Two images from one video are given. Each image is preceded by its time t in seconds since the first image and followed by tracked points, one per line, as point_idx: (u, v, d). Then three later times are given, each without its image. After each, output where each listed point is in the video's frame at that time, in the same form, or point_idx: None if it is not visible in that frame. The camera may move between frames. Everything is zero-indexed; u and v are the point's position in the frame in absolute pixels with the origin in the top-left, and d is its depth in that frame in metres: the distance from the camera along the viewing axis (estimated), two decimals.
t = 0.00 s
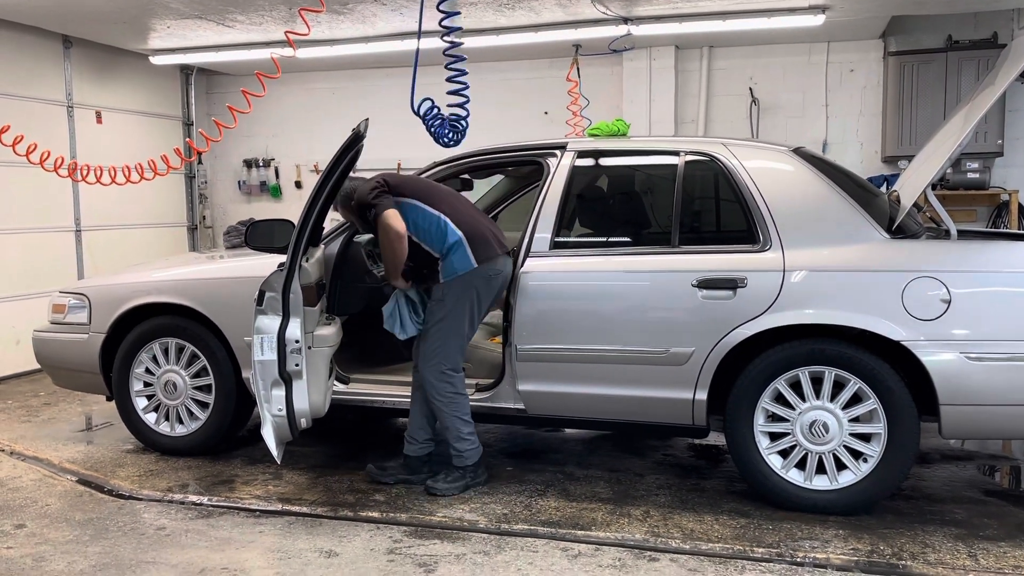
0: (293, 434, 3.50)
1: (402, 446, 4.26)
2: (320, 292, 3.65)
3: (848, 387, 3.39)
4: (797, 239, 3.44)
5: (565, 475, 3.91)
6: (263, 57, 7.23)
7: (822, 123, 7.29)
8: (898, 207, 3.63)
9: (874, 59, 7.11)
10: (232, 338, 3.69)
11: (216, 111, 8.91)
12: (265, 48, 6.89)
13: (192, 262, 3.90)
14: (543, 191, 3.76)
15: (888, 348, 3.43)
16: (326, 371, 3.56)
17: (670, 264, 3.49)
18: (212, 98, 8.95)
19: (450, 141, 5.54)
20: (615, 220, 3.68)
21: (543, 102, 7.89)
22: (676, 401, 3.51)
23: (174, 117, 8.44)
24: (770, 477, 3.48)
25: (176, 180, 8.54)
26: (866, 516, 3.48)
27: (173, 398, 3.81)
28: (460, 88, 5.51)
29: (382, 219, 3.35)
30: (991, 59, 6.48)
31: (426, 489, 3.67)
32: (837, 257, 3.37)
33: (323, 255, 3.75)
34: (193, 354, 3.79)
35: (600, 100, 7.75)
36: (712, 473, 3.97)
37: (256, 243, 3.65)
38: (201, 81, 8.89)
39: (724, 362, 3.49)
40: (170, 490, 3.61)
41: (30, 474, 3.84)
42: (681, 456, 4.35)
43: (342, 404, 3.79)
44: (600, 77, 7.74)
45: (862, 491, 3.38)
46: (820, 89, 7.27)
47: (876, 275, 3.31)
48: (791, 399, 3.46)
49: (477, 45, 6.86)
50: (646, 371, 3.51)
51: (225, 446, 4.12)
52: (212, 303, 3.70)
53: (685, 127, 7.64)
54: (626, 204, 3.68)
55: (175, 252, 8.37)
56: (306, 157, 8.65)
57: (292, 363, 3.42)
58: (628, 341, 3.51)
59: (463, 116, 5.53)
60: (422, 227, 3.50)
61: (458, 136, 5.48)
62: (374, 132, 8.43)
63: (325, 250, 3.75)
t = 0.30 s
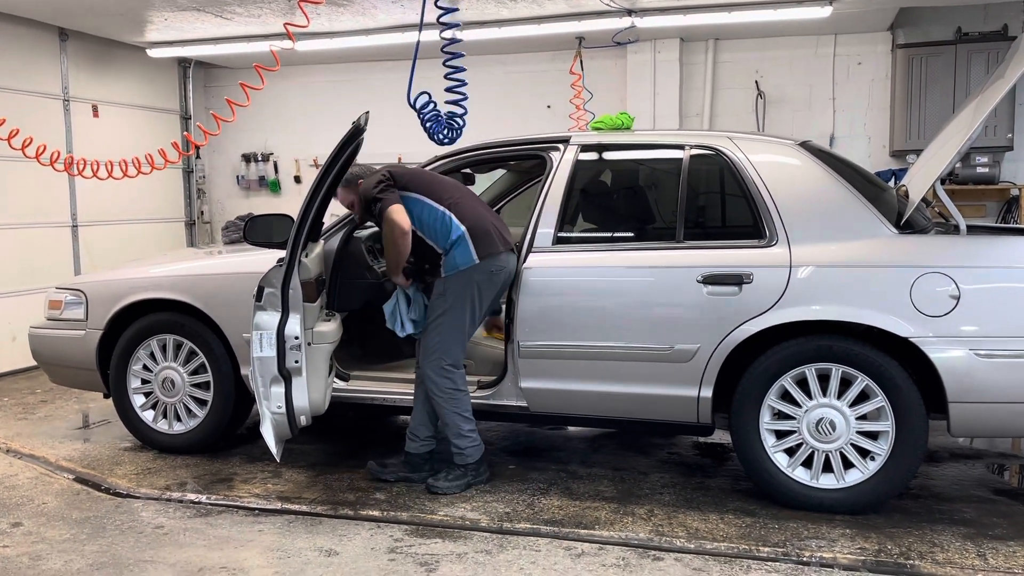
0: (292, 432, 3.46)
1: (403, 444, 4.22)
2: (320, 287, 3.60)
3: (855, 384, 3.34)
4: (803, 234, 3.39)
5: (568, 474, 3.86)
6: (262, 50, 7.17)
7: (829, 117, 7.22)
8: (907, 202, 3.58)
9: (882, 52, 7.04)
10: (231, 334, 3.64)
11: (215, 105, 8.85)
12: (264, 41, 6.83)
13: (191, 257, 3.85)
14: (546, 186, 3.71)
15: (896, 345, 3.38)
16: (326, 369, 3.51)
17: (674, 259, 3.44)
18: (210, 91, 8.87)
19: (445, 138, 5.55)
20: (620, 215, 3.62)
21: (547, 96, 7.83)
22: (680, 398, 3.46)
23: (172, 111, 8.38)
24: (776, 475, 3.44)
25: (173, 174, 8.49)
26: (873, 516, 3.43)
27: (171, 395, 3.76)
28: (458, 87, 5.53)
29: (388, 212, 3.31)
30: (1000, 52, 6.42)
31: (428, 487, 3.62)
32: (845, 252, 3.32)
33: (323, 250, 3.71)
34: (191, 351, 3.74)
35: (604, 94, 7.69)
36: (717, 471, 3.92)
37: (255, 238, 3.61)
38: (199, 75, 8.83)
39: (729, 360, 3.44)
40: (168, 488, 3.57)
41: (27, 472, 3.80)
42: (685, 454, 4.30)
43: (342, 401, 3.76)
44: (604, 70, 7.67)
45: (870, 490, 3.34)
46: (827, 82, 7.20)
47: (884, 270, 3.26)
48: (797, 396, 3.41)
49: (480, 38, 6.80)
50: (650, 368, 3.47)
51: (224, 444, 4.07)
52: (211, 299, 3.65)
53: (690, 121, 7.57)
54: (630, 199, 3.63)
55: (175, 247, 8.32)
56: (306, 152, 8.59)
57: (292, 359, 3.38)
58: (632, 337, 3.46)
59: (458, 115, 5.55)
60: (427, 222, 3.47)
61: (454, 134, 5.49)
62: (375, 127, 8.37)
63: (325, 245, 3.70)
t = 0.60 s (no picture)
0: (293, 430, 3.45)
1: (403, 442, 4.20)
2: (320, 284, 3.58)
3: (859, 382, 3.33)
4: (806, 231, 3.37)
5: (570, 472, 3.84)
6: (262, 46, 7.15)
7: (833, 113, 7.20)
8: (911, 198, 3.55)
9: (886, 48, 7.01)
10: (231, 332, 3.63)
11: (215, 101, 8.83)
12: (264, 37, 6.81)
13: (191, 254, 3.84)
14: (548, 182, 3.68)
15: (899, 342, 3.36)
16: (326, 366, 3.49)
17: (677, 256, 3.42)
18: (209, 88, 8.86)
19: (433, 133, 5.53)
20: (622, 212, 3.60)
21: (548, 92, 7.81)
22: (683, 396, 3.45)
23: (171, 108, 8.36)
24: (779, 473, 3.42)
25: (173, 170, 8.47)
26: (877, 514, 3.41)
27: (171, 393, 3.75)
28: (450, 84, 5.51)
29: (422, 197, 3.26)
30: (1005, 48, 6.41)
31: (429, 485, 3.61)
32: (848, 249, 3.30)
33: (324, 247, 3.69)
34: (191, 348, 3.72)
35: (606, 90, 7.66)
36: (720, 470, 3.90)
37: (255, 235, 3.60)
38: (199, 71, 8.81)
39: (732, 357, 3.42)
40: (168, 486, 3.55)
41: (27, 470, 3.79)
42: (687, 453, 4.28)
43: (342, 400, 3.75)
44: (607, 66, 7.64)
45: (874, 488, 3.32)
46: (831, 79, 7.18)
47: (888, 268, 3.24)
48: (800, 394, 3.39)
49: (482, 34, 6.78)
50: (653, 366, 3.45)
51: (224, 442, 4.06)
52: (211, 296, 3.63)
53: (693, 118, 7.54)
54: (632, 196, 3.61)
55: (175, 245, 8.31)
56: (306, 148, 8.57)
57: (293, 357, 3.36)
58: (634, 335, 3.44)
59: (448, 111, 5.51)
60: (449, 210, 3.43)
61: (442, 129, 5.46)
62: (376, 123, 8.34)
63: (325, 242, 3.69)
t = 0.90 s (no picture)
0: (292, 429, 3.43)
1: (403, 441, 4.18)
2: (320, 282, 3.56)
3: (861, 381, 3.30)
4: (809, 229, 3.34)
5: (570, 471, 3.82)
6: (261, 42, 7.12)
7: (835, 111, 7.17)
8: (915, 196, 3.53)
9: (889, 45, 6.98)
10: (230, 331, 3.60)
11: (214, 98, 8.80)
12: (263, 33, 6.78)
13: (189, 252, 3.81)
14: (548, 180, 3.66)
15: (902, 341, 3.34)
16: (325, 365, 3.47)
17: (678, 255, 3.40)
18: (208, 85, 8.85)
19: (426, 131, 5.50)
20: (623, 210, 3.58)
21: (549, 89, 7.79)
22: (685, 396, 3.42)
23: (169, 105, 8.33)
24: (781, 473, 3.40)
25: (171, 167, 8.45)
26: (879, 514, 3.39)
27: (169, 392, 3.73)
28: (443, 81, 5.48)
29: (466, 206, 3.27)
30: (1009, 45, 6.39)
31: (429, 485, 3.58)
32: (851, 247, 3.28)
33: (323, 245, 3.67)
34: (190, 347, 3.70)
35: (607, 87, 7.64)
36: (721, 469, 3.88)
37: (254, 233, 3.59)
38: (198, 68, 8.80)
39: (733, 357, 3.40)
40: (166, 486, 3.53)
41: (24, 469, 3.77)
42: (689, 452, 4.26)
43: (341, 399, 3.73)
44: (608, 63, 7.62)
45: (876, 487, 3.30)
46: (833, 76, 7.14)
47: (891, 266, 3.22)
48: (802, 393, 3.37)
49: (482, 30, 6.75)
50: (654, 366, 3.43)
51: (223, 442, 4.04)
52: (210, 295, 3.61)
53: (694, 115, 7.51)
54: (633, 194, 3.58)
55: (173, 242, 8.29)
56: (304, 145, 8.55)
57: (291, 356, 3.35)
58: (634, 334, 3.42)
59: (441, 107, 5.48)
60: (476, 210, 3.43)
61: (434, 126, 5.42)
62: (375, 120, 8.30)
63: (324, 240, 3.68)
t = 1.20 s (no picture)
0: (285, 432, 3.34)
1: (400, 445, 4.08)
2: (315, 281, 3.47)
3: (870, 383, 3.22)
4: (817, 226, 3.26)
5: (572, 476, 3.73)
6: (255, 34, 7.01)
7: (844, 105, 7.07)
8: (925, 193, 3.44)
9: (900, 37, 6.88)
10: (222, 331, 3.51)
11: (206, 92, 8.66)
12: (257, 26, 6.68)
13: (179, 251, 3.71)
14: (549, 177, 3.57)
15: (912, 341, 3.25)
16: (320, 367, 3.38)
17: (683, 253, 3.31)
18: (200, 79, 8.69)
19: (435, 124, 5.41)
20: (625, 207, 3.49)
21: (550, 83, 7.69)
22: (690, 398, 3.33)
23: (160, 99, 8.23)
24: (788, 478, 3.31)
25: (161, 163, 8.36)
26: (889, 519, 3.30)
27: (160, 394, 3.64)
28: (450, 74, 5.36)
29: (480, 234, 3.23)
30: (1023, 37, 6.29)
31: (427, 489, 3.49)
32: (859, 246, 3.19)
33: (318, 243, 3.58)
34: (181, 348, 3.61)
35: (612, 81, 7.54)
36: (727, 473, 3.79)
37: (247, 230, 3.48)
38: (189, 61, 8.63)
39: (739, 357, 3.31)
40: (157, 491, 3.44)
41: (11, 473, 3.68)
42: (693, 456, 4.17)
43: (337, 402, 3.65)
44: (612, 54, 7.50)
45: (886, 492, 3.21)
46: (842, 69, 7.05)
47: (901, 265, 3.13)
48: (810, 395, 3.28)
49: (482, 22, 6.64)
50: (659, 368, 3.34)
51: (216, 445, 3.95)
52: (202, 294, 3.52)
53: (699, 109, 7.41)
54: (637, 191, 3.49)
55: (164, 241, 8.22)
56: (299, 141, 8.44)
57: (285, 357, 3.27)
58: (637, 335, 3.33)
59: (450, 100, 5.35)
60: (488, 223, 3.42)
61: (442, 119, 5.29)
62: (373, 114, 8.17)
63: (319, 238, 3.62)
